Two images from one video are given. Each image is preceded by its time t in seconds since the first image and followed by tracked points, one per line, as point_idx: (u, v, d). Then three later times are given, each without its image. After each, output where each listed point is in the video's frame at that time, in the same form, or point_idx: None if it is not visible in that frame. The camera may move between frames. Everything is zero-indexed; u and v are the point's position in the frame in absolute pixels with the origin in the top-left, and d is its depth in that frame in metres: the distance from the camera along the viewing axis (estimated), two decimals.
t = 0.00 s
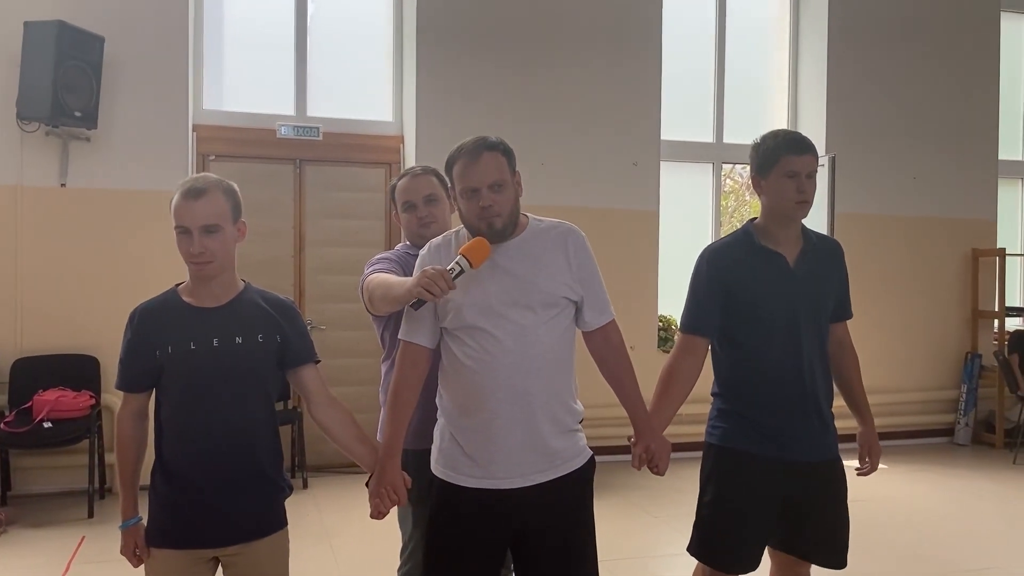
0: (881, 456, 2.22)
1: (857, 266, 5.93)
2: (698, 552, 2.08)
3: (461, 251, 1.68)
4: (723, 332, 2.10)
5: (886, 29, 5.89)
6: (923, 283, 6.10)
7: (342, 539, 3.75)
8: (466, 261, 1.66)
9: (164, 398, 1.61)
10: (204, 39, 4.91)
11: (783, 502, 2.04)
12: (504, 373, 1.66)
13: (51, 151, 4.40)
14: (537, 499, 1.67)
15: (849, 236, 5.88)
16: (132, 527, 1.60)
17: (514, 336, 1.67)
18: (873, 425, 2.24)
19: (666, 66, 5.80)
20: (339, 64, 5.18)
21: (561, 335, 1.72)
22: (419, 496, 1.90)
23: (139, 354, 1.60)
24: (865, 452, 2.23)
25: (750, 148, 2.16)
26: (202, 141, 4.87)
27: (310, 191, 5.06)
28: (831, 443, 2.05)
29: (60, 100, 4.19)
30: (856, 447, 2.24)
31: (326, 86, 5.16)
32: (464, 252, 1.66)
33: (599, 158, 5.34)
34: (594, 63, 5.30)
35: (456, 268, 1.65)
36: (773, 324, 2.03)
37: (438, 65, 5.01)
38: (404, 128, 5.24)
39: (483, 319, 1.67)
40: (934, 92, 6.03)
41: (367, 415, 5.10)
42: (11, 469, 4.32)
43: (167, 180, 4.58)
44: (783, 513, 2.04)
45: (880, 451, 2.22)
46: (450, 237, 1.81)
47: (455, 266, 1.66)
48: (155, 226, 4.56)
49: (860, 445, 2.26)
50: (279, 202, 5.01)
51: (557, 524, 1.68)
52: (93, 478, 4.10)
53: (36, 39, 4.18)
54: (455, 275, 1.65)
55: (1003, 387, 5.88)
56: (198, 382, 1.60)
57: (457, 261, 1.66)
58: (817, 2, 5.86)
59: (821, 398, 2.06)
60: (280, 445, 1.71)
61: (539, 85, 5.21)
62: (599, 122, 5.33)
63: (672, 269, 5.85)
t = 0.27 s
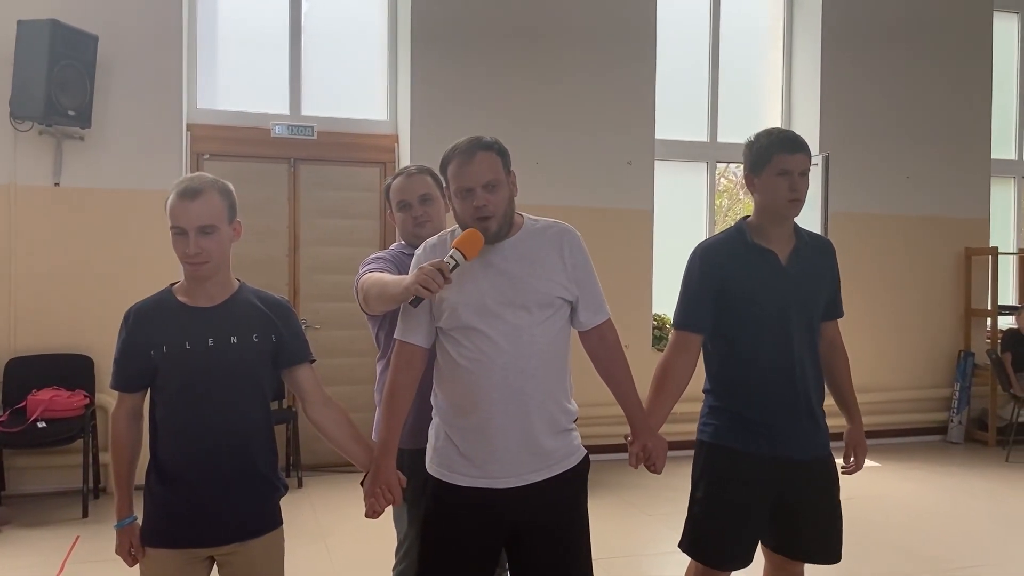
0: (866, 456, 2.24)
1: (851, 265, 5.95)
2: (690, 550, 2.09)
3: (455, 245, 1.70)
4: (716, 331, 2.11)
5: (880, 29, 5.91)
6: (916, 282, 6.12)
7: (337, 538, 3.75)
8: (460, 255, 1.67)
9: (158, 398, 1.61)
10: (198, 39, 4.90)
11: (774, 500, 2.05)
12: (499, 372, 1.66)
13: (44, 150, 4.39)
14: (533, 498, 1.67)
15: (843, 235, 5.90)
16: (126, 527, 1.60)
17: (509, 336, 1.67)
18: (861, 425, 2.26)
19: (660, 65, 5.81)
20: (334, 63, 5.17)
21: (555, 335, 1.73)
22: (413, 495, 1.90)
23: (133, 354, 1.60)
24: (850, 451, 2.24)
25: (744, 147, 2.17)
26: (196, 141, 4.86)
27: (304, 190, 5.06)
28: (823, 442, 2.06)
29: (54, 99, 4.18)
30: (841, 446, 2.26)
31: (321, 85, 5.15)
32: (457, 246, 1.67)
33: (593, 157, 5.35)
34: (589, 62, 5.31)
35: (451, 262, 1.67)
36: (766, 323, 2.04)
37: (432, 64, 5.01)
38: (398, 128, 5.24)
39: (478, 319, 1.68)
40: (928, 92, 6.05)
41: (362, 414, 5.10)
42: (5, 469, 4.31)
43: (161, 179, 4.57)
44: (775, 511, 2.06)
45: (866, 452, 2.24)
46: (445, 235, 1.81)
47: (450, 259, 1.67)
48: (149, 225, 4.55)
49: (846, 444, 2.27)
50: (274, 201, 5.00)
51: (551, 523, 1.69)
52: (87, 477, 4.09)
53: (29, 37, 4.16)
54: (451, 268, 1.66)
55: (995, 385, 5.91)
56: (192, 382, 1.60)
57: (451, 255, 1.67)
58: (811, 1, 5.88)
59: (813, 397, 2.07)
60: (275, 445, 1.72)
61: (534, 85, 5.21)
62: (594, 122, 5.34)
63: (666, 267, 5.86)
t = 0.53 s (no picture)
0: (845, 456, 2.24)
1: (844, 264, 5.98)
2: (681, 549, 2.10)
3: (452, 245, 1.70)
4: (709, 331, 2.12)
5: (872, 30, 5.94)
6: (909, 280, 6.15)
7: (332, 538, 3.76)
8: (458, 255, 1.68)
9: (154, 399, 1.61)
10: (191, 38, 4.89)
11: (766, 498, 2.06)
12: (493, 372, 1.67)
13: (37, 150, 4.37)
14: (527, 497, 1.68)
15: (836, 235, 5.93)
16: (122, 527, 1.60)
17: (504, 336, 1.68)
18: (842, 425, 2.27)
19: (654, 65, 5.83)
20: (328, 63, 5.17)
21: (549, 335, 1.73)
22: (409, 496, 1.91)
23: (129, 355, 1.60)
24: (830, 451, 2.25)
25: (735, 148, 2.18)
26: (191, 141, 4.85)
27: (298, 190, 5.05)
28: (814, 439, 2.08)
29: (47, 99, 4.16)
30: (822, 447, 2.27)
31: (315, 85, 5.15)
32: (456, 246, 1.68)
33: (588, 157, 5.36)
34: (582, 62, 5.32)
35: (449, 262, 1.68)
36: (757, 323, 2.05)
37: (426, 64, 5.02)
38: (392, 128, 5.24)
39: (473, 319, 1.68)
40: (919, 92, 6.08)
41: (357, 414, 5.10)
42: None
43: (155, 179, 4.57)
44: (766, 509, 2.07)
45: (845, 451, 2.24)
46: (439, 236, 1.82)
47: (447, 259, 1.68)
48: (143, 225, 4.54)
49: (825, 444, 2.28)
50: (268, 200, 5.00)
51: (545, 522, 1.69)
52: (81, 478, 4.08)
53: (22, 37, 4.15)
54: (448, 267, 1.67)
55: (987, 383, 5.94)
56: (188, 382, 1.60)
57: (449, 255, 1.68)
58: (803, 1, 5.91)
59: (804, 396, 2.09)
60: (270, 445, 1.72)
61: (528, 85, 5.22)
62: (588, 121, 5.35)
63: (660, 267, 5.88)
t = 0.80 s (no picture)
0: (845, 453, 2.26)
1: (837, 263, 6.00)
2: (678, 546, 2.11)
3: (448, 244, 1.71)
4: (703, 329, 2.13)
5: (864, 30, 5.97)
6: (901, 279, 6.19)
7: (328, 538, 3.76)
8: (455, 253, 1.68)
9: (150, 399, 1.61)
10: (184, 38, 4.88)
11: (761, 495, 2.07)
12: (489, 372, 1.67)
13: (30, 151, 4.35)
14: (523, 495, 1.69)
15: (829, 234, 5.96)
16: (118, 528, 1.60)
17: (500, 336, 1.68)
18: (840, 422, 2.28)
19: (647, 65, 5.84)
20: (321, 63, 5.16)
21: (545, 335, 1.74)
22: (405, 495, 1.91)
23: (125, 355, 1.60)
24: (829, 449, 2.27)
25: (730, 148, 2.18)
26: (184, 141, 4.84)
27: (292, 191, 5.04)
28: (809, 437, 2.09)
29: (40, 100, 4.15)
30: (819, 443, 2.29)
31: (308, 85, 5.14)
32: (451, 244, 1.68)
33: (581, 157, 5.37)
34: (576, 62, 5.33)
35: (445, 261, 1.68)
36: (752, 322, 2.06)
37: (420, 64, 5.02)
38: (386, 127, 5.24)
39: (469, 319, 1.69)
40: (912, 92, 6.11)
41: (351, 414, 5.10)
42: None
43: (149, 179, 4.55)
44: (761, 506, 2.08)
45: (844, 448, 2.26)
46: (435, 235, 1.82)
47: (443, 259, 1.68)
48: (137, 226, 4.53)
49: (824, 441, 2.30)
50: (261, 200, 4.99)
51: (541, 521, 1.70)
52: (75, 479, 4.07)
53: (14, 37, 4.13)
54: (444, 267, 1.67)
55: (979, 382, 5.98)
56: (185, 383, 1.60)
57: (445, 254, 1.67)
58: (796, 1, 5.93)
59: (799, 394, 2.10)
60: (266, 444, 1.72)
61: (522, 85, 5.23)
62: (582, 121, 5.36)
63: (654, 266, 5.90)
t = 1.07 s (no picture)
0: (848, 450, 2.27)
1: (831, 263, 6.03)
2: (677, 545, 2.12)
3: (445, 244, 1.71)
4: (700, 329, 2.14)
5: (857, 31, 5.99)
6: (895, 279, 6.21)
7: (323, 539, 3.75)
8: (451, 253, 1.69)
9: (147, 400, 1.60)
10: (178, 38, 4.87)
11: (760, 494, 2.08)
12: (486, 372, 1.67)
13: (23, 151, 4.33)
14: (521, 495, 1.69)
15: (822, 234, 5.98)
16: (114, 530, 1.59)
17: (497, 336, 1.69)
18: (841, 419, 2.29)
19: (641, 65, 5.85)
20: (315, 63, 5.16)
21: (543, 335, 1.74)
22: (402, 496, 1.91)
23: (121, 356, 1.60)
24: (832, 446, 2.28)
25: (726, 148, 2.19)
26: (178, 142, 4.83)
27: (286, 192, 5.04)
28: (806, 436, 2.10)
29: (33, 100, 4.13)
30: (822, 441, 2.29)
31: (302, 86, 5.14)
32: (448, 244, 1.69)
33: (576, 158, 5.38)
34: (570, 62, 5.33)
35: (443, 260, 1.68)
36: (749, 321, 2.07)
37: (414, 64, 5.02)
38: (381, 128, 5.24)
39: (466, 319, 1.69)
40: (904, 92, 6.14)
41: (346, 415, 5.10)
42: None
43: (143, 180, 4.54)
44: (760, 505, 2.09)
45: (847, 445, 2.27)
46: (432, 235, 1.83)
47: (441, 258, 1.68)
48: (130, 226, 4.51)
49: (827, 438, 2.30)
50: (256, 201, 4.98)
51: (539, 520, 1.70)
52: (69, 481, 4.05)
53: (7, 38, 4.11)
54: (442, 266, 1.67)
55: (972, 381, 6.01)
56: (182, 384, 1.60)
57: (442, 253, 1.68)
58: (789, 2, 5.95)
59: (796, 393, 2.11)
60: (264, 445, 1.72)
61: (516, 85, 5.23)
62: (576, 122, 5.36)
63: (649, 267, 5.91)
